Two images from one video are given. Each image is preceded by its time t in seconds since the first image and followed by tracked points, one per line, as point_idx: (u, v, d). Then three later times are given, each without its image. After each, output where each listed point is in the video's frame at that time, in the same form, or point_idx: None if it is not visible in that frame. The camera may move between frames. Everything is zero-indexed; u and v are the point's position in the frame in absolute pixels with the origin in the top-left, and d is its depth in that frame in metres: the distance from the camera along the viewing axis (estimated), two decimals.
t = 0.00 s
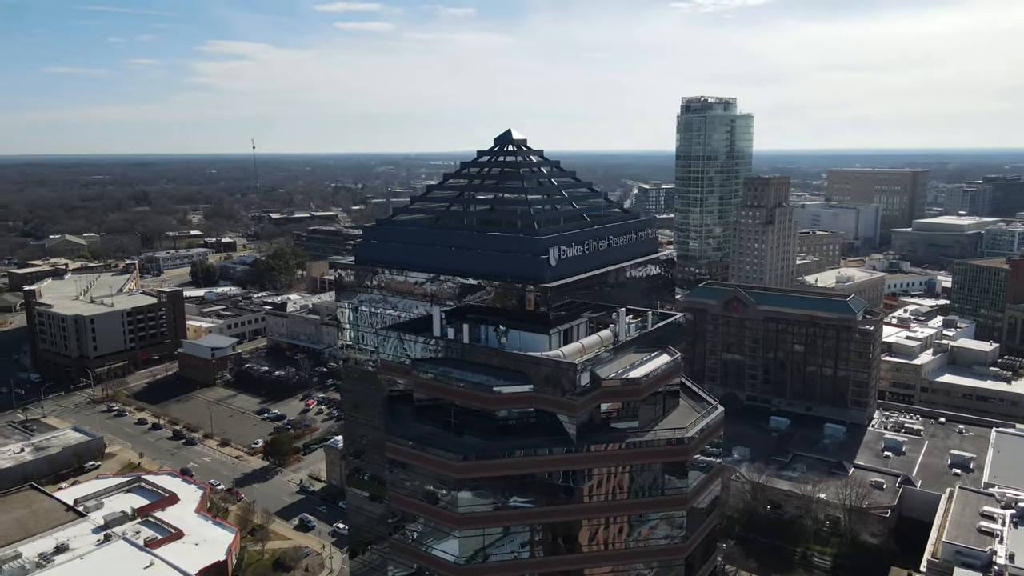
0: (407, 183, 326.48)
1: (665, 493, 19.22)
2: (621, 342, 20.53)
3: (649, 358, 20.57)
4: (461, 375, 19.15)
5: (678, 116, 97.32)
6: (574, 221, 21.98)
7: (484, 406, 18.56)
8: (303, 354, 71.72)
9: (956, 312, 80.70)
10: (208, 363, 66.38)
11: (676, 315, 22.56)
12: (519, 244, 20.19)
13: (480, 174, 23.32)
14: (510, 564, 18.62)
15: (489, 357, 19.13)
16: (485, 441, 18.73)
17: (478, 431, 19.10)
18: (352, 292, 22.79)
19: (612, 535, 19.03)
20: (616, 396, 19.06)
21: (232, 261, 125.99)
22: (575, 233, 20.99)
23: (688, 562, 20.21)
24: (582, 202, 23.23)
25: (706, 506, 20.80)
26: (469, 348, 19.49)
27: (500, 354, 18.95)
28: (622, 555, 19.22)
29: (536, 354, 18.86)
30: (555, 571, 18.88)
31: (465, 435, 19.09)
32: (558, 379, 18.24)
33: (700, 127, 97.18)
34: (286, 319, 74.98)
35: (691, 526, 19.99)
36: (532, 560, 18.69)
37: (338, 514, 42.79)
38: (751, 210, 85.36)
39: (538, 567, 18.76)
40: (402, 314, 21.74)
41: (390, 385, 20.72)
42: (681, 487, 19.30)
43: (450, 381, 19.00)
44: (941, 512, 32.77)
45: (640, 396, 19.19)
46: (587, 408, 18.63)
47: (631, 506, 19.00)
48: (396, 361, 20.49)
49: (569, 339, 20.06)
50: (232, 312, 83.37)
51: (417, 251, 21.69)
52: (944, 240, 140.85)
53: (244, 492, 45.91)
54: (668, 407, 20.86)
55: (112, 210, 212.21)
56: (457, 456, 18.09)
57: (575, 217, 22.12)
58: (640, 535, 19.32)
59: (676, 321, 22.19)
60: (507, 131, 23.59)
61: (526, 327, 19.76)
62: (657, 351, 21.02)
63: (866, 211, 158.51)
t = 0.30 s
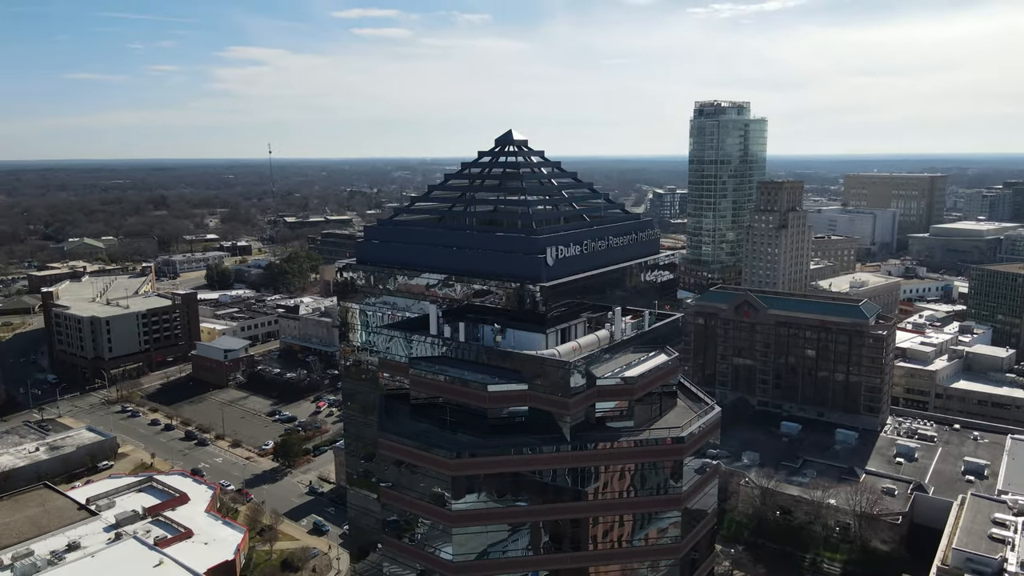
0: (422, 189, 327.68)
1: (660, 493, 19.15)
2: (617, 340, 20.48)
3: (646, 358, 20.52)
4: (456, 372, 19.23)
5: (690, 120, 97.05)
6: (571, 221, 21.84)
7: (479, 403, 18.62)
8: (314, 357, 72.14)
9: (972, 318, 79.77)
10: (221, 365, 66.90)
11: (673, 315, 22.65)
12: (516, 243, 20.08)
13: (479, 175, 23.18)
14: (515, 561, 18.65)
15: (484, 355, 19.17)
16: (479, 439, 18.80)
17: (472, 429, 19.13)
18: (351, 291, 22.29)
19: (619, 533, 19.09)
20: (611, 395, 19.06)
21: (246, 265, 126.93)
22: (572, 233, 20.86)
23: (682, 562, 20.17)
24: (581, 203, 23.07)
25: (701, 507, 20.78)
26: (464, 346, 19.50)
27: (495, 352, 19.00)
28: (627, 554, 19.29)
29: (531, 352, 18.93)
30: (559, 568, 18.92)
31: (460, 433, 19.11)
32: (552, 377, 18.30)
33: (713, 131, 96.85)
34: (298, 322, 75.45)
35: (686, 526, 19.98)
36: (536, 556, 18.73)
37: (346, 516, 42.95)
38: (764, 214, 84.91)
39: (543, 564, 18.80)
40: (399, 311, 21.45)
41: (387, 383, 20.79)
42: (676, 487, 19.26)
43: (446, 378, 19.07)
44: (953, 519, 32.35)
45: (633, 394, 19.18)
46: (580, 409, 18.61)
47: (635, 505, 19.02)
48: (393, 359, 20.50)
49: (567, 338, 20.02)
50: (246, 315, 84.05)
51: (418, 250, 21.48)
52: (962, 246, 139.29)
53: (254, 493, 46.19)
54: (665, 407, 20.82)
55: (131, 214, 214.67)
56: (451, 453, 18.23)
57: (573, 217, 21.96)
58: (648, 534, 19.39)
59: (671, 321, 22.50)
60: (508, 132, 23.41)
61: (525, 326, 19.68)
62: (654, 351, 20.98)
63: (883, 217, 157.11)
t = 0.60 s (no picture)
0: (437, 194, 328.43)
1: (653, 491, 19.02)
2: (615, 340, 20.46)
3: (643, 357, 20.51)
4: (452, 371, 19.33)
5: (704, 124, 96.82)
6: (571, 221, 21.67)
7: (473, 401, 18.76)
8: (326, 359, 72.54)
9: (990, 323, 78.71)
10: (233, 367, 67.43)
11: (673, 316, 22.35)
12: (514, 242, 19.88)
13: (480, 176, 23.05)
14: (518, 559, 18.68)
15: (481, 355, 19.27)
16: (472, 436, 18.81)
17: (468, 426, 19.20)
18: (354, 289, 22.14)
19: (626, 532, 19.15)
20: (605, 394, 19.06)
21: (261, 268, 127.84)
22: (572, 232, 20.66)
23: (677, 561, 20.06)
24: (582, 203, 22.90)
25: (695, 507, 20.59)
26: (461, 345, 19.59)
27: (490, 351, 19.17)
28: (633, 552, 19.32)
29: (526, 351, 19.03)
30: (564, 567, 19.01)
31: (457, 430, 19.16)
32: (547, 376, 18.32)
33: (726, 135, 96.52)
34: (311, 325, 75.92)
35: (680, 526, 19.84)
36: (541, 554, 18.78)
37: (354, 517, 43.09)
38: (777, 219, 84.43)
39: (549, 563, 18.86)
40: (398, 309, 21.47)
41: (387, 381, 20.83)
42: (671, 486, 19.13)
43: (442, 376, 19.20)
44: (964, 525, 31.94)
45: (628, 393, 19.16)
46: (575, 407, 18.70)
47: (639, 503, 19.01)
48: (392, 358, 20.54)
49: (564, 337, 20.11)
50: (259, 318, 84.68)
51: (418, 249, 21.33)
52: (981, 251, 137.51)
53: (264, 493, 46.49)
54: (662, 407, 20.74)
55: (149, 218, 217.01)
56: (446, 449, 18.29)
57: (573, 217, 21.81)
58: (655, 533, 19.40)
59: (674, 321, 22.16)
60: (508, 132, 23.28)
61: (521, 326, 19.72)
62: (653, 351, 20.98)
63: (900, 222, 155.48)
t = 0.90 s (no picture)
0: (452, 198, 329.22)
1: (649, 490, 18.97)
2: (611, 338, 20.47)
3: (639, 357, 20.55)
4: (448, 370, 19.40)
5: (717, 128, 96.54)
6: (571, 220, 21.68)
7: (468, 398, 18.84)
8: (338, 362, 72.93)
9: (1007, 329, 77.69)
10: (246, 369, 67.94)
11: (671, 315, 22.11)
12: (512, 241, 19.88)
13: (480, 176, 23.06)
14: (519, 557, 18.69)
15: (478, 355, 19.32)
16: (467, 433, 18.85)
17: (464, 424, 19.22)
18: (353, 287, 22.11)
19: (631, 531, 19.15)
20: (599, 392, 19.14)
21: (276, 271, 128.71)
22: (571, 232, 20.65)
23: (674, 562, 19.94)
24: (582, 203, 22.89)
25: (694, 506, 20.54)
26: (459, 344, 19.64)
27: (487, 350, 19.28)
28: (639, 551, 19.32)
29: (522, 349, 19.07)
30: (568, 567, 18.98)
31: (452, 428, 19.19)
32: (541, 374, 18.38)
33: (740, 139, 96.16)
34: (323, 327, 76.38)
35: (676, 526, 19.71)
36: (546, 552, 18.82)
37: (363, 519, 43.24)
38: (791, 223, 83.93)
39: (554, 561, 18.88)
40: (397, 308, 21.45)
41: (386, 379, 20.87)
42: (665, 486, 19.07)
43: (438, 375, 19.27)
44: (977, 530, 31.50)
45: (622, 392, 19.24)
46: (569, 405, 18.78)
47: (643, 502, 19.02)
48: (391, 357, 20.64)
49: (562, 335, 20.14)
50: (273, 320, 85.31)
51: (418, 248, 21.35)
52: (1001, 257, 135.74)
53: (273, 494, 46.78)
54: (659, 407, 20.71)
55: (167, 222, 219.39)
56: (439, 446, 18.31)
57: (572, 217, 21.82)
58: (661, 532, 19.42)
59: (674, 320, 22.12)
60: (510, 132, 23.31)
61: (517, 325, 19.80)
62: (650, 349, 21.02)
63: (918, 227, 153.91)
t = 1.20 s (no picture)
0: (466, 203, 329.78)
1: (642, 489, 18.93)
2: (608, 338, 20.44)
3: (636, 356, 20.50)
4: (445, 368, 19.47)
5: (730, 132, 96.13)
6: (568, 220, 21.69)
7: (461, 396, 18.92)
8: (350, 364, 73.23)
9: None
10: (259, 371, 68.43)
11: (669, 315, 22.06)
12: (510, 241, 19.96)
13: (481, 177, 23.11)
14: (518, 555, 18.79)
15: (475, 353, 19.43)
16: (462, 431, 18.90)
17: (458, 422, 19.28)
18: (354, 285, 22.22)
19: (636, 529, 19.16)
20: (593, 391, 19.13)
21: (290, 275, 129.62)
22: (569, 231, 20.68)
23: (671, 562, 19.94)
24: (581, 203, 22.89)
25: (693, 504, 20.58)
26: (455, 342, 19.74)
27: (484, 349, 19.35)
28: (646, 549, 19.34)
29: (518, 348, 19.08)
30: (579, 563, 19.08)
31: (447, 426, 19.25)
32: (537, 372, 18.45)
33: (753, 143, 95.67)
34: (335, 331, 76.81)
35: (675, 525, 19.76)
36: (553, 550, 18.86)
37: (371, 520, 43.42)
38: (804, 227, 83.39)
39: (564, 558, 18.94)
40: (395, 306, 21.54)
41: (383, 377, 20.93)
42: (659, 485, 19.06)
43: (436, 373, 19.37)
44: (989, 535, 31.08)
45: (617, 390, 19.20)
46: (564, 404, 18.78)
47: (648, 500, 19.05)
48: (388, 356, 20.75)
49: (559, 335, 20.18)
50: (286, 323, 85.88)
51: (419, 249, 21.46)
52: (1020, 263, 133.98)
53: (283, 496, 47.05)
54: (655, 407, 20.68)
55: (184, 226, 221.68)
56: (432, 445, 18.36)
57: (571, 217, 21.84)
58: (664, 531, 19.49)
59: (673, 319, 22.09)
60: (511, 133, 23.37)
61: (514, 324, 19.84)
62: (647, 349, 21.00)
63: (935, 232, 152.31)
